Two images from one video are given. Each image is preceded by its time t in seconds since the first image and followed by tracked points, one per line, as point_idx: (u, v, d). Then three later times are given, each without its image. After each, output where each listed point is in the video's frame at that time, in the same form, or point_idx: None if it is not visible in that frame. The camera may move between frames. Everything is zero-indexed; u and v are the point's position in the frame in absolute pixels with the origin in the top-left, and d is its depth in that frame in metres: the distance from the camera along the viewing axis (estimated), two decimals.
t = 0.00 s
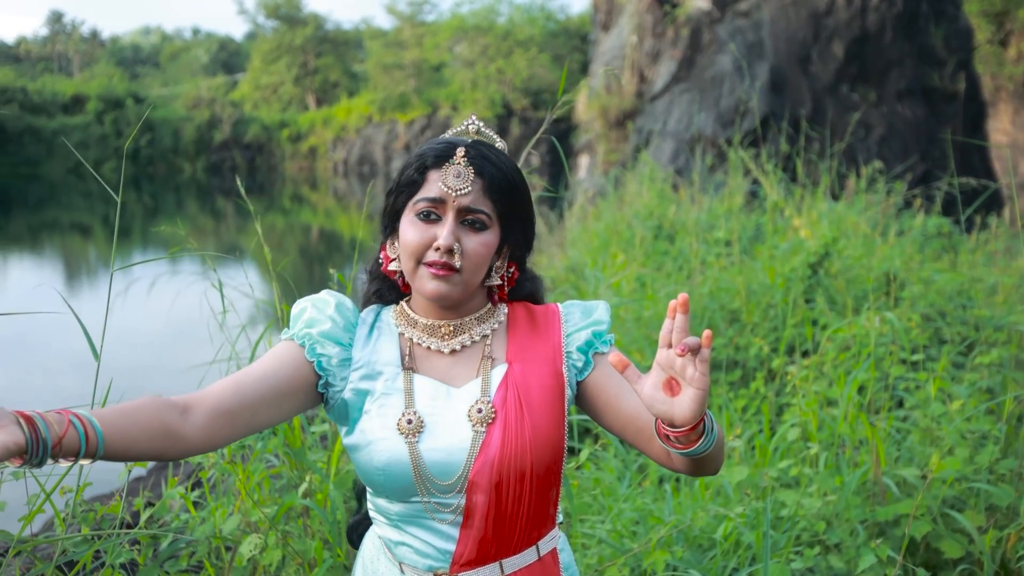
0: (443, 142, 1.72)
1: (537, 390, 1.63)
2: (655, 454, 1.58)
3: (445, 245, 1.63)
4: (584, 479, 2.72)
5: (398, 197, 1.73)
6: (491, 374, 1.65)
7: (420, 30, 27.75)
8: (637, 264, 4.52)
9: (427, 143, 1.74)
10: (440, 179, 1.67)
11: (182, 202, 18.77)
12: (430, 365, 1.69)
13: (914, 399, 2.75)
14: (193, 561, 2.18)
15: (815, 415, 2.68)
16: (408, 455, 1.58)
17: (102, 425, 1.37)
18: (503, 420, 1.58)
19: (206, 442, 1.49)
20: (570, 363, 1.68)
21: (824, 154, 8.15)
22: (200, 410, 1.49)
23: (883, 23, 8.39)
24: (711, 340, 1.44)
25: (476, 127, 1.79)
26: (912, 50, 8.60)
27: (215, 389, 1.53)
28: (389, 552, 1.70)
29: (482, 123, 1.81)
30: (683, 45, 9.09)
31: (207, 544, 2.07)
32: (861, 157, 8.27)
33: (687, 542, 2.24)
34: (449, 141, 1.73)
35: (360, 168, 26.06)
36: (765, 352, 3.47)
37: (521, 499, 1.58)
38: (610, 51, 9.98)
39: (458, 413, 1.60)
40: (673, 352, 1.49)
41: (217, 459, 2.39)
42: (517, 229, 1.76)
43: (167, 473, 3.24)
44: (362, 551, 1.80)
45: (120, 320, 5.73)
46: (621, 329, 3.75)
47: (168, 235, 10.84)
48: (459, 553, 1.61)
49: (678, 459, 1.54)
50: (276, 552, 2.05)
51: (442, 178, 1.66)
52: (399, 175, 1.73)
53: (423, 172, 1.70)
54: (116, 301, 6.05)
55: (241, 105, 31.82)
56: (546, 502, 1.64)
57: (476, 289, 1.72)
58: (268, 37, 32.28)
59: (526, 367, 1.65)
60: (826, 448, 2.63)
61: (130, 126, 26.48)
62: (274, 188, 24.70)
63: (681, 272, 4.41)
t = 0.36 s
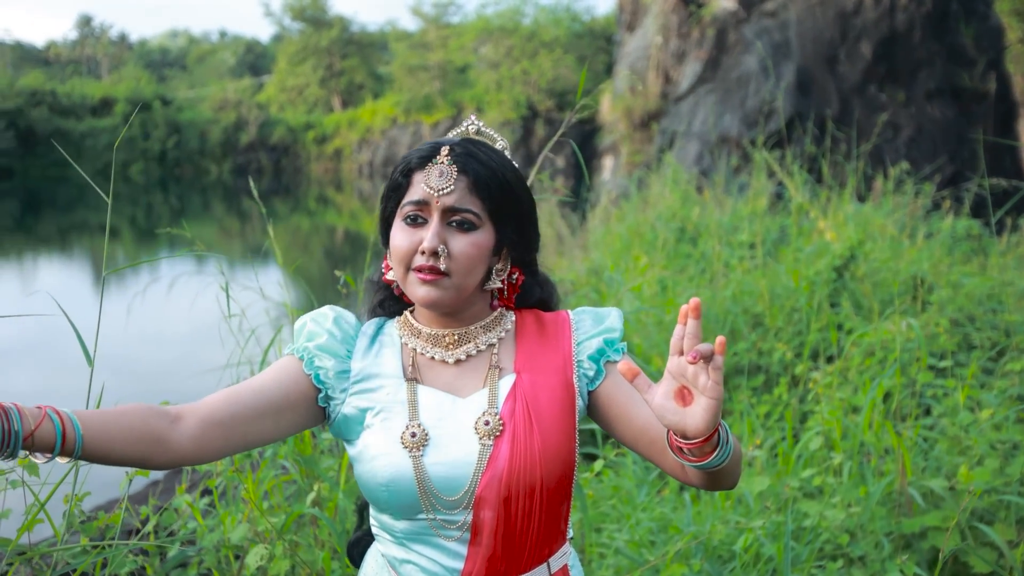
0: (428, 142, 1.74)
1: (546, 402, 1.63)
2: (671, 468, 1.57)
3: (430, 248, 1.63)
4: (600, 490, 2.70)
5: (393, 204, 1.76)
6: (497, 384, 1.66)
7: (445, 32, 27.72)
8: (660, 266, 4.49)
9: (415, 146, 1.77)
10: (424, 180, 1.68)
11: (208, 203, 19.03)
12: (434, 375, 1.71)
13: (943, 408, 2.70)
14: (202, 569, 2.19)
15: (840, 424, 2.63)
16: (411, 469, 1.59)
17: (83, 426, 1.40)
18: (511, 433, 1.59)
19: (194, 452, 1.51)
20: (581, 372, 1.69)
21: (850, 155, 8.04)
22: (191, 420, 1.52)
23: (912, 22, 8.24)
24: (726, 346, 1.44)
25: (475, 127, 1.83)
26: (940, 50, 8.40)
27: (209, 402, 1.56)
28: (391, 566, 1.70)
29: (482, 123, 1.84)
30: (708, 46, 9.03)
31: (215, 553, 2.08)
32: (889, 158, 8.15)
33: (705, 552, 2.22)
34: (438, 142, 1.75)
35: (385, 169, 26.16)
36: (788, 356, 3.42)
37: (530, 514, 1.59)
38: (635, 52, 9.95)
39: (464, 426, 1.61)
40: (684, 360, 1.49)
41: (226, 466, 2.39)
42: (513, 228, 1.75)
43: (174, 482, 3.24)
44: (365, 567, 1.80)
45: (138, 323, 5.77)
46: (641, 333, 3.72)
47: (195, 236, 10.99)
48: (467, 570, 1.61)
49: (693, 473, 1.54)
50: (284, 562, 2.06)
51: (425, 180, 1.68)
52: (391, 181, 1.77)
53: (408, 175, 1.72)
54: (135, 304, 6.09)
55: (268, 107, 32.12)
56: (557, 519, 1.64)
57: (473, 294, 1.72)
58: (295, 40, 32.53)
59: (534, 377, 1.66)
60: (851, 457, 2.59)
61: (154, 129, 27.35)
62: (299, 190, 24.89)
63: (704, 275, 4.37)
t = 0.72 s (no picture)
0: (431, 146, 1.71)
1: (549, 407, 1.65)
2: (678, 473, 1.59)
3: (434, 265, 1.62)
4: (608, 495, 2.67)
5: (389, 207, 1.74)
6: (498, 388, 1.67)
7: (464, 32, 27.71)
8: (677, 267, 4.45)
9: (417, 148, 1.73)
10: (428, 190, 1.66)
11: (228, 204, 19.11)
12: (433, 380, 1.72)
13: (966, 412, 2.67)
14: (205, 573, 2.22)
15: (860, 429, 2.59)
16: (409, 476, 1.60)
17: (73, 434, 1.39)
18: (513, 437, 1.60)
19: (189, 459, 1.50)
20: (585, 373, 1.71)
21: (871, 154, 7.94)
22: (186, 427, 1.52)
23: (935, 19, 8.17)
24: (736, 339, 1.45)
25: (479, 119, 1.84)
26: (964, 47, 8.35)
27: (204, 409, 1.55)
28: None
29: (485, 116, 1.85)
30: (728, 45, 8.94)
31: (218, 561, 2.11)
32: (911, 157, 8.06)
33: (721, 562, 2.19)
34: (442, 146, 1.72)
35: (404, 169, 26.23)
36: (806, 359, 3.38)
37: (535, 522, 1.60)
38: (655, 50, 9.89)
39: (463, 429, 1.63)
40: (692, 355, 1.51)
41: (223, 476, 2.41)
42: (517, 237, 1.75)
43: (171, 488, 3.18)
44: None
45: (149, 325, 5.77)
46: (656, 334, 3.68)
47: (214, 237, 11.04)
48: None
49: (701, 476, 1.56)
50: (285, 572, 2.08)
51: (430, 191, 1.66)
52: (389, 180, 1.74)
53: (411, 181, 1.70)
54: (146, 306, 6.09)
55: (288, 108, 32.29)
56: (562, 526, 1.65)
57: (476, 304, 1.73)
58: (314, 41, 32.64)
59: (537, 381, 1.68)
60: (871, 463, 2.56)
61: (178, 129, 27.13)
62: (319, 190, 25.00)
63: (723, 275, 4.32)
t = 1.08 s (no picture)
0: (455, 151, 1.68)
1: (556, 415, 1.67)
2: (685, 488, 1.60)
3: (462, 277, 1.63)
4: (617, 504, 2.65)
5: (398, 208, 1.70)
6: (503, 397, 1.69)
7: (483, 31, 27.67)
8: (695, 267, 4.41)
9: (437, 150, 1.69)
10: (456, 198, 1.65)
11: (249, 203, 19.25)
12: (435, 387, 1.72)
13: (991, 418, 2.62)
14: None
15: (880, 435, 2.54)
16: (410, 492, 1.59)
17: (95, 476, 1.30)
18: (520, 447, 1.62)
19: (213, 484, 1.44)
20: (591, 381, 1.74)
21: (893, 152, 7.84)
22: (201, 451, 1.45)
23: (958, 15, 8.04)
24: (746, 355, 1.49)
25: (483, 115, 1.81)
26: (989, 43, 8.21)
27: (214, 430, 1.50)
28: None
29: (489, 111, 1.83)
30: (748, 43, 8.85)
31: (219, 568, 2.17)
32: (933, 155, 7.96)
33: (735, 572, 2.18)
34: (462, 150, 1.70)
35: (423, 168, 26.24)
36: (825, 361, 3.33)
37: (542, 532, 1.61)
38: (675, 49, 9.83)
39: (466, 439, 1.63)
40: (700, 369, 1.52)
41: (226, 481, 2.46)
42: (529, 244, 1.78)
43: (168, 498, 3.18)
44: None
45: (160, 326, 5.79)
46: (672, 336, 3.64)
47: (234, 236, 11.12)
48: None
49: (707, 494, 1.57)
50: None
51: (458, 200, 1.64)
52: (401, 180, 1.69)
53: (433, 187, 1.66)
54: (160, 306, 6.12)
55: (308, 108, 32.44)
56: (568, 538, 1.66)
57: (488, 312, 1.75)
58: (334, 40, 32.74)
59: (543, 390, 1.70)
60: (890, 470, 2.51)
61: (198, 129, 27.76)
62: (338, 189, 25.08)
63: (740, 275, 4.28)
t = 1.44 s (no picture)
0: (474, 155, 1.65)
1: (558, 423, 1.66)
2: (684, 498, 1.61)
3: (483, 288, 1.61)
4: (625, 513, 2.62)
5: (408, 212, 1.65)
6: (502, 407, 1.68)
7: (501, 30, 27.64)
8: (712, 267, 4.38)
9: (453, 153, 1.65)
10: (478, 207, 1.62)
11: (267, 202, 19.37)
12: (434, 396, 1.71)
13: (1012, 422, 2.58)
14: None
15: (897, 440, 2.50)
16: (410, 509, 1.57)
17: (208, 537, 1.17)
18: (521, 458, 1.61)
19: (284, 518, 1.33)
20: (589, 388, 1.75)
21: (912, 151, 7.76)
22: (256, 492, 1.33)
23: (979, 13, 7.94)
24: (750, 355, 1.45)
25: (480, 111, 1.81)
26: (1011, 41, 8.11)
27: (257, 465, 1.38)
28: None
29: (485, 108, 1.83)
30: (766, 41, 8.76)
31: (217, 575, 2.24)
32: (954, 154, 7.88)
33: None
34: (476, 152, 1.67)
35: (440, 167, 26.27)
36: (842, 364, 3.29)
37: (545, 544, 1.60)
38: (693, 47, 9.78)
39: (464, 452, 1.61)
40: (700, 372, 1.50)
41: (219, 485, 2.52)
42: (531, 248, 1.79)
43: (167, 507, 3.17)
44: None
45: (171, 326, 5.81)
46: (686, 337, 3.60)
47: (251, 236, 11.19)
48: None
49: (708, 504, 1.57)
50: None
51: (480, 208, 1.62)
52: (412, 184, 1.65)
53: (452, 193, 1.62)
54: (171, 306, 6.14)
55: (326, 107, 32.55)
56: (570, 549, 1.65)
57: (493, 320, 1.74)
58: (352, 40, 32.81)
59: (543, 399, 1.69)
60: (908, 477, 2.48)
61: (217, 128, 28.26)
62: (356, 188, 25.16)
63: (756, 276, 4.23)
